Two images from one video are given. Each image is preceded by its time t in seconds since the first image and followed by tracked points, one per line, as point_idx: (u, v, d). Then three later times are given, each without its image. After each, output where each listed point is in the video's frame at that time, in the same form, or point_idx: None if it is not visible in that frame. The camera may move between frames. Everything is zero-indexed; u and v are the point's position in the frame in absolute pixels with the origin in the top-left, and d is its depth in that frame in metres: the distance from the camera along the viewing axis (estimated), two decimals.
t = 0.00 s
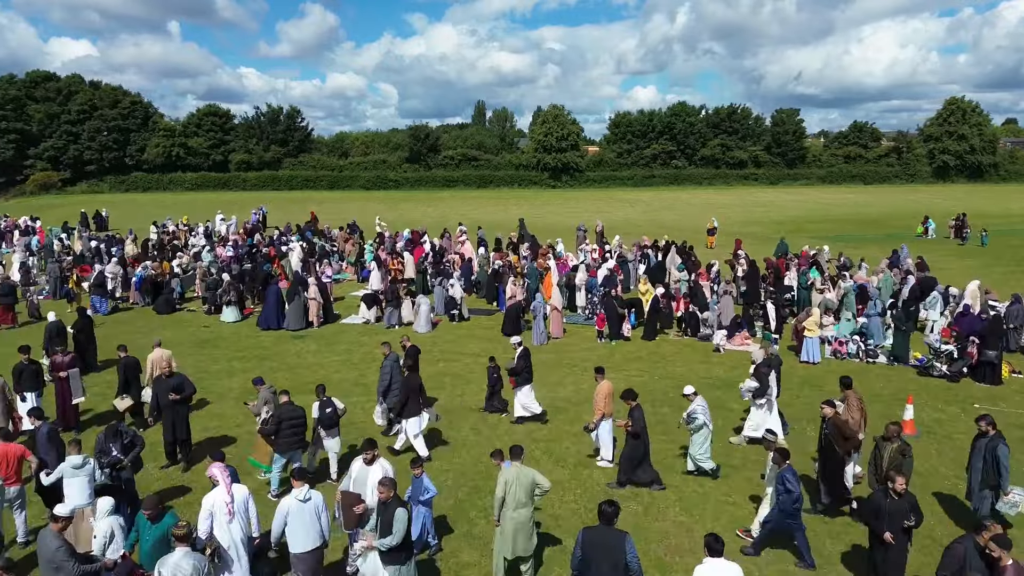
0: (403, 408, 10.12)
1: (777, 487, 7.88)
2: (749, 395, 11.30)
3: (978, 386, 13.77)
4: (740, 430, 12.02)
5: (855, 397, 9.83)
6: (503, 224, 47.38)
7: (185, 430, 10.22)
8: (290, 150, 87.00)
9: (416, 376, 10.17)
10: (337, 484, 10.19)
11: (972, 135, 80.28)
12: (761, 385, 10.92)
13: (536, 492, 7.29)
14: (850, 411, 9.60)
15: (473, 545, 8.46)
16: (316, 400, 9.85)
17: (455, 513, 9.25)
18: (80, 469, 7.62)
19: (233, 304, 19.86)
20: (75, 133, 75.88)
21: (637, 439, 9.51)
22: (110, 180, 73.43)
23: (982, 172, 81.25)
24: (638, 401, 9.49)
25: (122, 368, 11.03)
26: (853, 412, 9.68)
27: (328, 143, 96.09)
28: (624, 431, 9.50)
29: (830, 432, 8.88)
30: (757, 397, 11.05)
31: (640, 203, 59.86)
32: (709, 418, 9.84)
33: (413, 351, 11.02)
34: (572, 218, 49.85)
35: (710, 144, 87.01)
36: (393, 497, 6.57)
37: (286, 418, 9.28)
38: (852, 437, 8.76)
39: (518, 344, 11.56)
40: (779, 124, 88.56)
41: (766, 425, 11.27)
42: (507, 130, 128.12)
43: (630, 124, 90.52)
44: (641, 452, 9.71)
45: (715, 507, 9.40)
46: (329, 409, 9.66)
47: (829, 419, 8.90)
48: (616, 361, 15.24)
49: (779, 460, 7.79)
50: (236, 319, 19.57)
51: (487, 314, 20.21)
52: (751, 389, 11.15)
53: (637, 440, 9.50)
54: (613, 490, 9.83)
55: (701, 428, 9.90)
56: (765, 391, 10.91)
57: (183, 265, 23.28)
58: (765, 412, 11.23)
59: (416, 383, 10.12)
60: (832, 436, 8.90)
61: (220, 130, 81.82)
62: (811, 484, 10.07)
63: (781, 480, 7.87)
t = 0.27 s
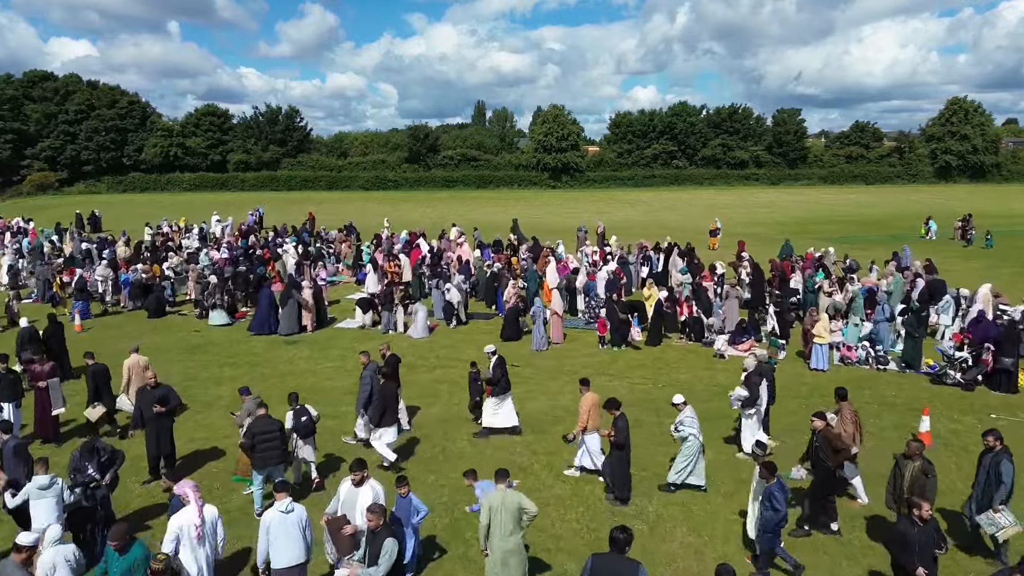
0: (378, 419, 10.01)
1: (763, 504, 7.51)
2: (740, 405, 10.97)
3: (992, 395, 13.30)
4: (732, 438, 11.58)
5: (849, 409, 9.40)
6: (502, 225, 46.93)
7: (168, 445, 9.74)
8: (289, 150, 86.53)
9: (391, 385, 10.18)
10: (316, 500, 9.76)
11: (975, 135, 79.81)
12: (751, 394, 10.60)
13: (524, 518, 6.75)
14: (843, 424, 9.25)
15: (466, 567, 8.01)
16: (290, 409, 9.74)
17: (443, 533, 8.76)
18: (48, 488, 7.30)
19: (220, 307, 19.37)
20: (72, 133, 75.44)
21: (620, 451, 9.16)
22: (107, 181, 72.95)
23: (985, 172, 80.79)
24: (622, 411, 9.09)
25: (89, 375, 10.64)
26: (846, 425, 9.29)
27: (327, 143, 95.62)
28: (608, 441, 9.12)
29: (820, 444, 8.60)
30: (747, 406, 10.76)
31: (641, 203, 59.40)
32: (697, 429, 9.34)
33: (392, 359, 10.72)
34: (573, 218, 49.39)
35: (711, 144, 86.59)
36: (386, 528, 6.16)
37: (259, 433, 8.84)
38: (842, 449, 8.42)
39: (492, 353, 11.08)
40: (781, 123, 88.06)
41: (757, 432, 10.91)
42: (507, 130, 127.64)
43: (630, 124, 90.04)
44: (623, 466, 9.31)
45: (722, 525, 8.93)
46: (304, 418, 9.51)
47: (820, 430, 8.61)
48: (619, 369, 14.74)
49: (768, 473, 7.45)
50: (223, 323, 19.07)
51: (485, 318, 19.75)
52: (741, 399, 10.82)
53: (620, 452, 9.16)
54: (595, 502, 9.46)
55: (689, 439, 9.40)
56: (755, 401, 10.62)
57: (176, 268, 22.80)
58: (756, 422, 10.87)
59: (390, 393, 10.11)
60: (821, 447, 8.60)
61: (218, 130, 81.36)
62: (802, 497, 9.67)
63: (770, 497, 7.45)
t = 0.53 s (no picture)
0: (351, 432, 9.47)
1: (754, 524, 7.01)
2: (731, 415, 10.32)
3: (1009, 404, 12.84)
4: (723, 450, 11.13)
5: (843, 417, 9.12)
6: (502, 225, 46.43)
7: (147, 464, 9.18)
8: (287, 150, 86.03)
9: (365, 396, 9.57)
10: (296, 519, 9.30)
11: (977, 135, 79.31)
12: (744, 406, 10.01)
13: (511, 549, 6.44)
14: (837, 434, 8.97)
15: None
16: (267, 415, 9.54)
17: (432, 557, 8.25)
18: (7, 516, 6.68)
19: (206, 311, 18.83)
20: (69, 133, 74.92)
21: (604, 466, 8.64)
22: (105, 181, 72.45)
23: (987, 172, 80.31)
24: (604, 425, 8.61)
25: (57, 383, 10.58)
26: (840, 436, 9.02)
27: (326, 143, 95.12)
28: (589, 455, 8.59)
29: (806, 459, 8.08)
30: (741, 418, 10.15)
31: (641, 204, 58.91)
32: (683, 445, 8.92)
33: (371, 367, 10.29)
34: (573, 219, 48.90)
35: (711, 144, 86.14)
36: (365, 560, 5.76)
37: (232, 448, 8.67)
38: (828, 466, 7.93)
39: (460, 365, 10.60)
40: (782, 123, 87.54)
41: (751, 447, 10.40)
42: (507, 130, 127.17)
43: (631, 124, 89.53)
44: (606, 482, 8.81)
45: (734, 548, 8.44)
46: (279, 425, 9.35)
47: (806, 444, 8.16)
48: (622, 377, 14.24)
49: (755, 492, 6.98)
50: (207, 327, 18.48)
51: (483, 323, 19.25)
52: (733, 410, 10.14)
53: (603, 467, 8.63)
54: (574, 519, 9.08)
55: (672, 456, 8.96)
56: (749, 412, 10.06)
57: (168, 270, 22.29)
58: (751, 433, 10.33)
59: (364, 406, 9.51)
60: (807, 462, 8.09)
61: (216, 130, 80.87)
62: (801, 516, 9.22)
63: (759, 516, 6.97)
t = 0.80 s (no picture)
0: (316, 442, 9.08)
1: (734, 544, 6.83)
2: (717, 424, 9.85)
3: None
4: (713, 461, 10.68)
5: (840, 431, 8.41)
6: (501, 226, 45.93)
7: (128, 480, 8.74)
8: (285, 151, 85.56)
9: (332, 404, 9.13)
10: (279, 537, 8.76)
11: (979, 135, 78.83)
12: (732, 415, 9.58)
13: None
14: (836, 449, 8.33)
15: None
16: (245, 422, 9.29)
17: None
18: None
19: (190, 315, 18.26)
20: (66, 133, 74.39)
21: (580, 479, 8.35)
22: (102, 181, 71.91)
23: (989, 172, 79.83)
24: (584, 435, 8.24)
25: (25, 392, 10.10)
26: (840, 450, 8.36)
27: (325, 143, 94.59)
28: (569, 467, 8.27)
29: (789, 474, 7.74)
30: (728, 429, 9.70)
31: (642, 204, 58.39)
32: (672, 459, 8.44)
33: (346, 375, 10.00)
34: (573, 219, 48.39)
35: (712, 144, 85.66)
36: None
37: (214, 464, 8.24)
38: (809, 482, 7.53)
39: (422, 371, 10.05)
40: (783, 123, 87.09)
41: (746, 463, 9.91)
42: (506, 129, 126.62)
43: (631, 124, 89.01)
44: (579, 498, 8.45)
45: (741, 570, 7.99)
46: (254, 433, 9.06)
47: (791, 459, 7.72)
48: (624, 385, 13.71)
49: (737, 510, 6.75)
50: (192, 332, 17.93)
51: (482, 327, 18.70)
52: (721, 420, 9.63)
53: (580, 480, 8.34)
54: (572, 543, 8.48)
55: (663, 469, 8.50)
56: (738, 421, 9.62)
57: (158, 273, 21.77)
58: (740, 445, 9.87)
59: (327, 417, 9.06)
60: (791, 477, 7.74)
61: (214, 130, 80.38)
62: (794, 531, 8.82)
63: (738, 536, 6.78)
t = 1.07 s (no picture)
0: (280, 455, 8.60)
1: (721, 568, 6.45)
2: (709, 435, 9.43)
3: None
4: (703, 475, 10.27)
5: (831, 444, 8.09)
6: (500, 227, 45.43)
7: (103, 498, 8.22)
8: (284, 151, 85.02)
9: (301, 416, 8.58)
10: (264, 559, 8.28)
11: (982, 135, 78.31)
12: (724, 424, 9.16)
13: None
14: (829, 468, 7.90)
15: None
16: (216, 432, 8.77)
17: None
18: None
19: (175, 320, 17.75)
20: (63, 133, 73.78)
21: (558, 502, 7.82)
22: (99, 182, 71.37)
23: (992, 172, 79.30)
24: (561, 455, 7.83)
25: None
26: (833, 469, 7.93)
27: (323, 143, 94.05)
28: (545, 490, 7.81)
29: (773, 492, 7.35)
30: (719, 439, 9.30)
31: (643, 205, 57.87)
32: (654, 471, 7.98)
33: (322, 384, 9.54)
34: (573, 220, 47.88)
35: (713, 144, 85.17)
36: None
37: (197, 482, 7.67)
38: (794, 502, 7.16)
39: (382, 379, 9.93)
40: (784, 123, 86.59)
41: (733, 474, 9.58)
42: (506, 130, 126.15)
43: (632, 124, 88.49)
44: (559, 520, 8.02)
45: None
46: (229, 441, 8.63)
47: (776, 476, 7.31)
48: (628, 394, 13.18)
49: (724, 533, 6.27)
50: (177, 337, 17.36)
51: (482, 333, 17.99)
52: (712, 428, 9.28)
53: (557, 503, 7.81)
54: (570, 564, 8.04)
55: (643, 482, 8.05)
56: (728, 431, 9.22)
57: (147, 276, 21.23)
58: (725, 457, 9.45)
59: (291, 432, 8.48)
60: (775, 496, 7.36)
61: (212, 130, 79.92)
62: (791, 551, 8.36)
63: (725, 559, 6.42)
